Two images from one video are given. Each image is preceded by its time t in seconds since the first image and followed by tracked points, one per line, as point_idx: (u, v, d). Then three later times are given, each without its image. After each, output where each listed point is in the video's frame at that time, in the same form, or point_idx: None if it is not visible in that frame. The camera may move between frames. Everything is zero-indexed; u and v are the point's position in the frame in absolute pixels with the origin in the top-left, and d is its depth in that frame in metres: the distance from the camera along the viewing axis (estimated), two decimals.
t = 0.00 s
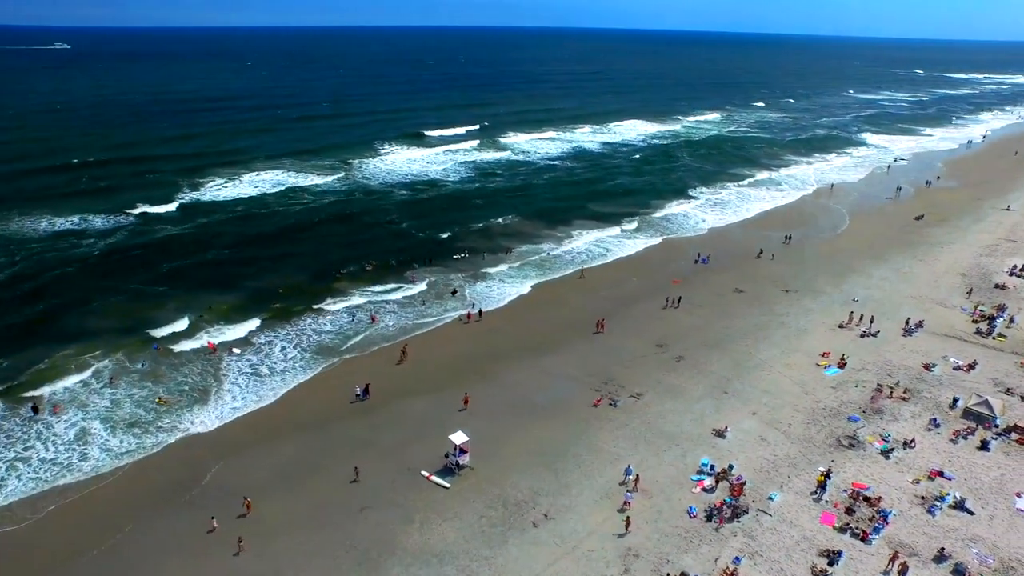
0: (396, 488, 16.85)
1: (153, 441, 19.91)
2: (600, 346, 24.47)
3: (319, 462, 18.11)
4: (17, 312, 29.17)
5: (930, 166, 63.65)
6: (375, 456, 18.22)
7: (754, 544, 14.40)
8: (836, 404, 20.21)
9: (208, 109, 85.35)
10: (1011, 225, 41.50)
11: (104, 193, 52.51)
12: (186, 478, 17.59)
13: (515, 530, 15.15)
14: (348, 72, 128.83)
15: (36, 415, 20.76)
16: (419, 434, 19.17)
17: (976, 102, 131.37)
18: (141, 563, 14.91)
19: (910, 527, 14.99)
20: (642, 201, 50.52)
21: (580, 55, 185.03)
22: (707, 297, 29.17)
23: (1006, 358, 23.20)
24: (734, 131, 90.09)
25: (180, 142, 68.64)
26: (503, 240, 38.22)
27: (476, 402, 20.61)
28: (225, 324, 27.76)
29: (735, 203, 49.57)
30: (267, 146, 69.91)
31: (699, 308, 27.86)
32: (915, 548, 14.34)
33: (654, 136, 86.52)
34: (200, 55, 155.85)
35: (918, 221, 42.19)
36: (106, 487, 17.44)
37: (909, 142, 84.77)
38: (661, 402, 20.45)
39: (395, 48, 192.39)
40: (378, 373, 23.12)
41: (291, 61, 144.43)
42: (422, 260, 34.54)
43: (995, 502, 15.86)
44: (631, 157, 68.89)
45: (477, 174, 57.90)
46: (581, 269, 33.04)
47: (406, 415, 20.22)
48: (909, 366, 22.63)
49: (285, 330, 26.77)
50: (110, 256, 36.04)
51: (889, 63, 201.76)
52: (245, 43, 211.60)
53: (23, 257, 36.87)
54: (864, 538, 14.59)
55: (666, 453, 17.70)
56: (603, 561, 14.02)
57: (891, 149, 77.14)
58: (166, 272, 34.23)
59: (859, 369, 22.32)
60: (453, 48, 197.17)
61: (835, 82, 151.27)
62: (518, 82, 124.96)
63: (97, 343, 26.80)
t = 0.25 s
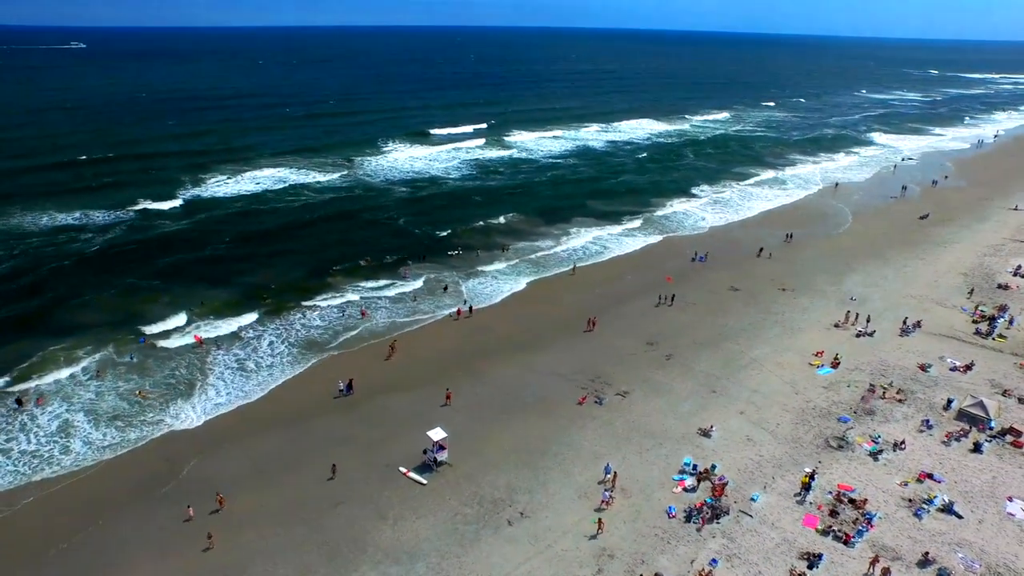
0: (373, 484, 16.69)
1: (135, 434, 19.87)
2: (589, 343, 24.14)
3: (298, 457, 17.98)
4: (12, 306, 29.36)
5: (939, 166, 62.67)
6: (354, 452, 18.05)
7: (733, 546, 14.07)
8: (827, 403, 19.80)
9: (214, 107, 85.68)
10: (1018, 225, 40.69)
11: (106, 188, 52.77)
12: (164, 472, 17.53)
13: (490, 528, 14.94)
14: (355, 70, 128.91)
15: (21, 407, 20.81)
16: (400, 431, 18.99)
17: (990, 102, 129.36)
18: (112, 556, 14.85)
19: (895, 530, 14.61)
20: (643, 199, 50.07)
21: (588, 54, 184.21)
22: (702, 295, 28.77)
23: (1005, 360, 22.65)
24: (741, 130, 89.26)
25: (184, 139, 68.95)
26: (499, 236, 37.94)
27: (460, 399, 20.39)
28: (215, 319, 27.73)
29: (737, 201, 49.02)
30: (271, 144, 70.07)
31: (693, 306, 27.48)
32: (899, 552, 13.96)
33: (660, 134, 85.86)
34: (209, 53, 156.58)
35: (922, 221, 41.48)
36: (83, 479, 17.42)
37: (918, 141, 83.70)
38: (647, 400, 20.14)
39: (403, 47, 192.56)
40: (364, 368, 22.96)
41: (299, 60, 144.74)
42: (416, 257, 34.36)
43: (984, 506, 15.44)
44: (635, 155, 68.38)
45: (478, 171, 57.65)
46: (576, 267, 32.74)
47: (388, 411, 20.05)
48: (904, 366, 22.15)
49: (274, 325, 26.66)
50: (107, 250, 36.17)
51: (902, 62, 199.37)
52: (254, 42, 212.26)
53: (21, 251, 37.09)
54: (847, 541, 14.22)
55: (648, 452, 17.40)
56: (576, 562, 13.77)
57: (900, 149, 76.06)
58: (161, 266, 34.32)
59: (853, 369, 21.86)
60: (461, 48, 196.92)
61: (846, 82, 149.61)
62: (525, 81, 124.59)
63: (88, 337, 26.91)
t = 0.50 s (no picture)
0: (349, 480, 16.53)
1: (117, 427, 19.85)
2: (578, 340, 23.85)
3: (276, 453, 17.85)
4: (6, 299, 29.51)
5: (948, 165, 61.71)
6: (332, 448, 17.90)
7: (709, 546, 13.75)
8: (816, 403, 19.40)
9: (220, 105, 86.05)
10: None
11: (108, 184, 53.06)
12: (142, 466, 17.49)
13: (463, 526, 14.73)
14: (362, 69, 129.11)
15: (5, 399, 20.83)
16: (380, 427, 18.80)
17: (1004, 102, 127.43)
18: (84, 550, 14.81)
19: (878, 533, 14.23)
20: (643, 197, 49.63)
21: (596, 53, 183.58)
22: (696, 293, 28.39)
23: (1003, 360, 22.12)
24: (747, 129, 88.47)
25: (188, 136, 69.25)
26: (495, 233, 37.70)
27: (445, 395, 20.23)
28: (205, 314, 27.69)
29: (739, 200, 48.50)
30: (274, 141, 70.26)
31: (686, 305, 27.11)
32: (880, 556, 13.59)
33: (665, 133, 85.27)
34: (219, 52, 157.40)
35: (927, 220, 40.80)
36: (61, 472, 17.40)
37: (928, 141, 82.62)
38: (632, 398, 19.83)
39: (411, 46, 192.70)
40: (349, 363, 22.79)
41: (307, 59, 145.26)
42: (410, 253, 34.19)
43: (972, 509, 15.01)
44: (638, 154, 67.92)
45: (479, 168, 57.43)
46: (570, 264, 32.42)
47: (370, 407, 19.87)
48: (899, 366, 21.68)
49: (263, 320, 26.57)
50: (104, 244, 36.30)
51: (915, 62, 197.09)
52: (265, 41, 213.17)
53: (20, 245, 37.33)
54: (828, 544, 13.85)
55: (629, 450, 17.11)
56: (548, 561, 13.52)
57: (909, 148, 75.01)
58: (157, 262, 34.40)
59: (845, 369, 21.42)
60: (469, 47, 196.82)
61: (856, 82, 148.02)
62: (532, 80, 124.30)
63: (79, 331, 27.02)
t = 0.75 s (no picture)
0: (325, 475, 16.37)
1: (99, 420, 19.83)
2: (567, 337, 23.59)
3: (254, 448, 17.74)
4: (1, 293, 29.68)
5: (956, 165, 60.78)
6: (311, 443, 17.76)
7: (684, 547, 13.45)
8: (805, 402, 19.04)
9: (226, 103, 86.43)
10: None
11: (111, 181, 53.37)
12: (120, 459, 17.45)
13: (435, 522, 14.53)
14: (370, 68, 129.33)
15: None
16: (360, 423, 18.63)
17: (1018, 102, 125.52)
18: (55, 541, 14.77)
19: (859, 535, 13.89)
20: (644, 196, 49.24)
21: (605, 53, 182.96)
22: (690, 291, 28.05)
23: (1001, 361, 21.63)
24: (754, 128, 87.71)
25: (192, 133, 69.58)
26: (492, 229, 37.49)
27: (428, 391, 20.05)
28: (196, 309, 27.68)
29: (740, 198, 48.01)
30: (278, 138, 70.46)
31: (679, 302, 26.79)
32: (860, 559, 13.26)
33: (671, 132, 84.68)
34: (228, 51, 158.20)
35: (931, 219, 40.16)
36: (40, 465, 17.41)
37: (937, 140, 81.62)
38: (617, 395, 19.54)
39: (420, 46, 192.82)
40: (335, 358, 22.65)
41: (316, 58, 145.64)
42: (404, 249, 34.03)
43: (958, 512, 14.61)
44: (642, 152, 67.47)
45: (480, 166, 57.25)
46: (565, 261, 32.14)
47: (352, 402, 19.71)
48: (892, 366, 21.25)
49: (252, 315, 26.51)
50: (101, 238, 36.46)
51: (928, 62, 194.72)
52: (275, 41, 214.15)
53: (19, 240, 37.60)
54: (806, 546, 13.51)
55: (610, 448, 16.83)
56: (518, 560, 13.29)
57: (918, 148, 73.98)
58: (152, 257, 34.50)
59: (837, 368, 21.03)
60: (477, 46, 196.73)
61: (867, 81, 146.43)
62: (538, 79, 123.97)
63: (70, 325, 27.14)
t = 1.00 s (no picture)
0: (300, 470, 16.22)
1: (81, 413, 19.77)
2: (554, 333, 23.34)
3: (230, 442, 17.58)
4: None
5: (963, 164, 59.92)
6: (289, 438, 17.61)
7: (657, 547, 13.15)
8: (792, 402, 18.68)
9: (230, 101, 86.72)
10: None
11: (112, 177, 53.60)
12: (97, 450, 17.34)
13: (406, 519, 14.33)
14: (376, 67, 129.47)
15: None
16: (339, 419, 18.47)
17: None
18: (25, 532, 14.70)
19: (838, 537, 13.55)
20: (644, 194, 48.85)
21: (612, 52, 182.28)
22: (683, 288, 27.70)
23: (996, 361, 21.17)
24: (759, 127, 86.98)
25: (194, 131, 69.80)
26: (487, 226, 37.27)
27: (410, 388, 19.87)
28: (186, 304, 27.63)
29: (740, 197, 47.54)
30: (280, 136, 70.56)
31: (670, 300, 26.47)
32: (838, 562, 12.93)
33: (675, 130, 84.11)
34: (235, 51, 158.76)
35: (933, 218, 39.56)
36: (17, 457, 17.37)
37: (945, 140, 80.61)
38: (601, 391, 19.27)
39: (427, 45, 192.94)
40: (319, 353, 22.49)
41: (322, 57, 145.87)
42: (398, 246, 33.85)
43: (942, 515, 14.24)
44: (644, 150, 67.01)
45: (480, 163, 57.01)
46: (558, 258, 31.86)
47: (332, 398, 19.56)
48: (883, 366, 20.84)
49: (241, 310, 26.44)
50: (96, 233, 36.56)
51: (940, 62, 192.50)
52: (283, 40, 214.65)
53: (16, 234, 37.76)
54: (783, 548, 13.18)
55: (589, 445, 16.57)
56: (487, 557, 13.08)
57: (925, 147, 73.03)
58: (147, 251, 34.55)
59: (826, 367, 20.64)
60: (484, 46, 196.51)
61: (877, 81, 144.98)
62: (544, 78, 123.62)
63: (61, 318, 27.20)
